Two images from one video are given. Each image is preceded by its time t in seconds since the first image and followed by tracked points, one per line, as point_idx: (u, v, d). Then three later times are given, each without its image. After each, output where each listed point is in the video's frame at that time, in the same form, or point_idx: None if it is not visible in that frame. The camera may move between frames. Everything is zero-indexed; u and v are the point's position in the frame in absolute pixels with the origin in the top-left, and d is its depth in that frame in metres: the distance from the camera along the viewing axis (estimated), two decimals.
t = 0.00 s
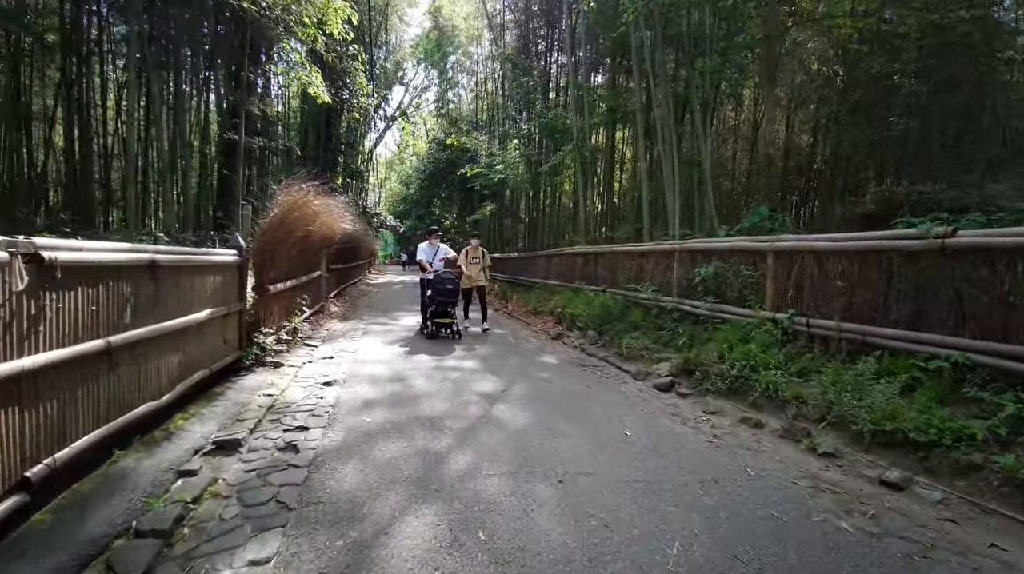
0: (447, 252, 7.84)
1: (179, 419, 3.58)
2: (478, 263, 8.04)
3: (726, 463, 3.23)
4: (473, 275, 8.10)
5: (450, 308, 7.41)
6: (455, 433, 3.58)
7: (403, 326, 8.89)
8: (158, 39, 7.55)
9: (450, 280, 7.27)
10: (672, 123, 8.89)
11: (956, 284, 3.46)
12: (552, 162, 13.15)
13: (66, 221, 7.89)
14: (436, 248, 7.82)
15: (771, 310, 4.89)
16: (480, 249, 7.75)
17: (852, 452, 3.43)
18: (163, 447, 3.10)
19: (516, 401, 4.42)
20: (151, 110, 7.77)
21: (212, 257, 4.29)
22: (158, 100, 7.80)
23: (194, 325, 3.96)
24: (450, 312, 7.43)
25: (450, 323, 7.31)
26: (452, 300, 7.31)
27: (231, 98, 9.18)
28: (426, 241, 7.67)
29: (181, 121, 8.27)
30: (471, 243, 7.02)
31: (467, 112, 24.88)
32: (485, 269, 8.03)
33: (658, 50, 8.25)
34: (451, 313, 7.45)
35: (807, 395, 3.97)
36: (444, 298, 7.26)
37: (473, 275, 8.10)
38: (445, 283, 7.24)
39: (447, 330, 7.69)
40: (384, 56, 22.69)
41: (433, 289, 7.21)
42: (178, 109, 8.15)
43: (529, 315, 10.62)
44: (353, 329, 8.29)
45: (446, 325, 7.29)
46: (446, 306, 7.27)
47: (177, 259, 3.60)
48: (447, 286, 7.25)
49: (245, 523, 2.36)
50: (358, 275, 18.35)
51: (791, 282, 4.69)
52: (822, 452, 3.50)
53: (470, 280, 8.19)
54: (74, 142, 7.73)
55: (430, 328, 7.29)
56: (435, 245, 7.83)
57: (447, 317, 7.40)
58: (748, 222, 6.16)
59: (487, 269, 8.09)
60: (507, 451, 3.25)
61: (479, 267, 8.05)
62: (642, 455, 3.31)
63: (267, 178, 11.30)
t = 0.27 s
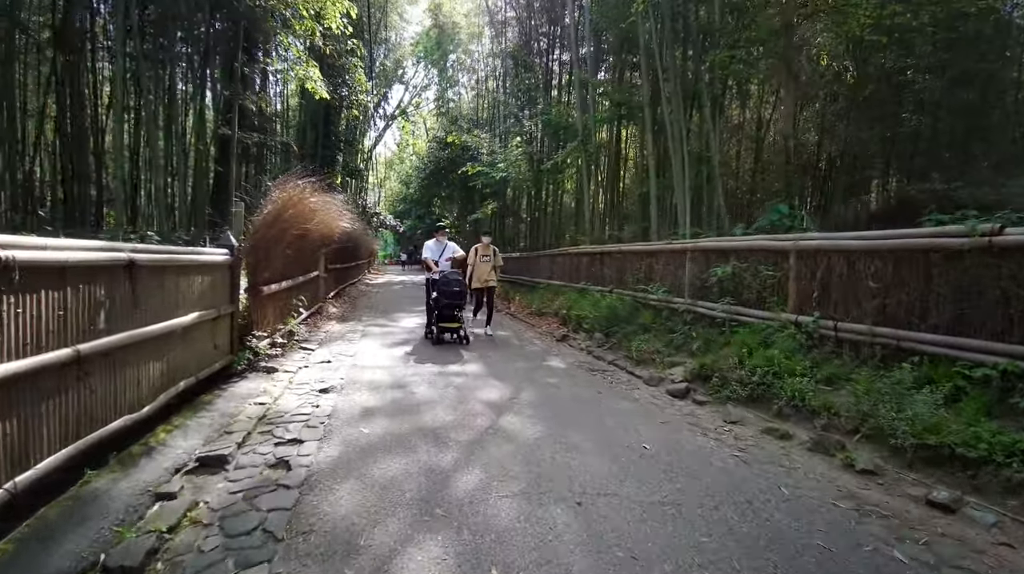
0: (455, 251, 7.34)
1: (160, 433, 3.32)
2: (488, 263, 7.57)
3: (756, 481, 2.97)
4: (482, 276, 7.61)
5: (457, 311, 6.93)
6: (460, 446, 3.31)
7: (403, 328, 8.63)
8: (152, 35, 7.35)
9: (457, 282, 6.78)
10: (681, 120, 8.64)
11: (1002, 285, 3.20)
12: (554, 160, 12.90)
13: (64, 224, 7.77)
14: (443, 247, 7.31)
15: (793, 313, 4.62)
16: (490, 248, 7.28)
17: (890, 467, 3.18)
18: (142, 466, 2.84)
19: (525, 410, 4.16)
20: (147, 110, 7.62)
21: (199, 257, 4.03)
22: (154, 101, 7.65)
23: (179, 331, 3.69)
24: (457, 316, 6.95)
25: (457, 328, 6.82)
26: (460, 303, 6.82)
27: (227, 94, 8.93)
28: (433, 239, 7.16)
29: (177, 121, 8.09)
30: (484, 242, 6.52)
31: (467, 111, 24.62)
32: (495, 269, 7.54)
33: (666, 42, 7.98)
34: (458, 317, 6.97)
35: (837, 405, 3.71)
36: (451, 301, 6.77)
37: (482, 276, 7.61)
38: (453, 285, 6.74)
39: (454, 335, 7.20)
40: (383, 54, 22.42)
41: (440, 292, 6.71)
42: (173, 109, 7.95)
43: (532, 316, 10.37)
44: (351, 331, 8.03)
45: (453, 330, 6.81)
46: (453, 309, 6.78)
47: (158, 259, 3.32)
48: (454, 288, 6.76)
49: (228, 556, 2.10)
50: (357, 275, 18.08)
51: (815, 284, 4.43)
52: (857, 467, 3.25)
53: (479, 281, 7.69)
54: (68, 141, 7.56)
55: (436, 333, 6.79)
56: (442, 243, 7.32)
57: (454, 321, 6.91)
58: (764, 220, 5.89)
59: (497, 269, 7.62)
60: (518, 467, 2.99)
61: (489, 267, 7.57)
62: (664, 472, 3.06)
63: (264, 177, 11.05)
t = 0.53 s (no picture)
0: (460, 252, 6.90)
1: (138, 450, 3.08)
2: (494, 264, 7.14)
3: (784, 502, 2.74)
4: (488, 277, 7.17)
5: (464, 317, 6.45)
6: (465, 462, 3.07)
7: (402, 330, 8.40)
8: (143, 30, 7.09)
9: (464, 285, 6.34)
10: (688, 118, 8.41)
11: None
12: (556, 158, 12.68)
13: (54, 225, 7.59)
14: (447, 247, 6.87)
15: (813, 316, 4.38)
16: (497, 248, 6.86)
17: (926, 486, 2.96)
18: (114, 489, 2.61)
19: (532, 420, 3.92)
20: (140, 111, 7.44)
21: (184, 259, 3.79)
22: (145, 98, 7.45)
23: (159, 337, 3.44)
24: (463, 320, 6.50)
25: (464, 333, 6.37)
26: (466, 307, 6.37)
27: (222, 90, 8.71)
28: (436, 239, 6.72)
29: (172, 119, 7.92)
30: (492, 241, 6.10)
31: (467, 110, 24.39)
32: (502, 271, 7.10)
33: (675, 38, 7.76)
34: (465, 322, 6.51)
35: (864, 415, 3.49)
36: (457, 304, 6.31)
37: (488, 278, 7.17)
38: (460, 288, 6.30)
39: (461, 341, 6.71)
40: (382, 52, 22.17)
41: (446, 294, 6.26)
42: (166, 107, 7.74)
43: (534, 318, 10.14)
44: (349, 334, 7.80)
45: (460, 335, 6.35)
46: (459, 313, 6.33)
47: (134, 261, 3.05)
48: (461, 291, 6.32)
49: None
50: (355, 275, 17.86)
51: (837, 286, 4.19)
52: (890, 484, 3.03)
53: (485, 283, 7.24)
54: (57, 140, 7.36)
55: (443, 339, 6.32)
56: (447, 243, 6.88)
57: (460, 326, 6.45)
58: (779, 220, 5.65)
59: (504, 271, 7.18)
60: (526, 487, 2.75)
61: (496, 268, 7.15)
62: (686, 491, 2.81)
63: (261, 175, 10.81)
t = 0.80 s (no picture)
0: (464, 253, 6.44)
1: (109, 471, 2.82)
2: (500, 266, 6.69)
3: (819, 528, 2.50)
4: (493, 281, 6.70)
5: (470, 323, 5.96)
6: (467, 483, 2.80)
7: (400, 333, 8.14)
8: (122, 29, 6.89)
9: (470, 288, 5.86)
10: (693, 115, 8.16)
11: None
12: (558, 157, 12.42)
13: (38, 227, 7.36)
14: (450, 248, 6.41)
15: (835, 320, 4.13)
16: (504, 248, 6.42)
17: (971, 507, 2.71)
18: (79, 516, 2.36)
19: (538, 432, 3.66)
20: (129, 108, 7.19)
21: (164, 261, 3.54)
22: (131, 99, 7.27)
23: (133, 346, 3.18)
24: (469, 327, 6.01)
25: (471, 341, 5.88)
26: (473, 312, 5.89)
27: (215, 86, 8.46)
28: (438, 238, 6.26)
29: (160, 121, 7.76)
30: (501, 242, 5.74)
31: (467, 109, 24.13)
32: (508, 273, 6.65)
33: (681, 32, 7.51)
34: (471, 328, 6.02)
35: (897, 428, 3.24)
36: (462, 309, 5.84)
37: (493, 281, 6.71)
38: (466, 292, 5.82)
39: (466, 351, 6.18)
40: (381, 50, 21.90)
41: (451, 299, 5.78)
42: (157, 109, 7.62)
43: (536, 320, 9.88)
44: (345, 338, 7.54)
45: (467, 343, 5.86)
46: (465, 319, 5.85)
47: (103, 263, 2.81)
48: (467, 295, 5.85)
49: None
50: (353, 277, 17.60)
51: (862, 288, 3.95)
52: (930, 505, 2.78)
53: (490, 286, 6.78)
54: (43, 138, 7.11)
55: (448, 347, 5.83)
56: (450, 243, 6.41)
57: (466, 333, 5.95)
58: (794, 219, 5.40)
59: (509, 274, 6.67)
60: (535, 512, 2.50)
61: (502, 270, 6.70)
62: (710, 515, 2.56)
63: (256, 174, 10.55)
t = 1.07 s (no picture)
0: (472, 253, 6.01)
1: (83, 495, 2.59)
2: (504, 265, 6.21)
3: (860, 560, 2.27)
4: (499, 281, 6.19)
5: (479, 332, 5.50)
6: (473, 508, 2.56)
7: (400, 337, 7.91)
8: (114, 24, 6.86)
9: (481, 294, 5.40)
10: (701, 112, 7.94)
11: None
12: (560, 156, 12.19)
13: (26, 229, 7.16)
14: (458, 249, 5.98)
15: (861, 326, 3.92)
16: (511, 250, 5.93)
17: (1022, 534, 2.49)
18: (46, 549, 2.14)
19: (547, 446, 3.44)
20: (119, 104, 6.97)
21: (145, 265, 3.32)
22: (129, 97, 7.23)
23: (109, 357, 2.96)
24: (479, 336, 5.55)
25: (480, 351, 5.42)
26: (484, 320, 5.42)
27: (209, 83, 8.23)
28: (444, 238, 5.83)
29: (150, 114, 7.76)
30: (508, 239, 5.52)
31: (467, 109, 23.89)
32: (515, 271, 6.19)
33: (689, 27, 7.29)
34: (481, 337, 5.56)
35: (934, 444, 3.02)
36: (471, 316, 5.37)
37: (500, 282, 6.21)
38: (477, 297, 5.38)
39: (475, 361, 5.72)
40: (380, 49, 21.67)
41: (460, 305, 5.34)
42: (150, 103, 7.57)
43: (539, 323, 9.64)
44: (343, 342, 7.31)
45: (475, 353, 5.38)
46: (474, 327, 5.40)
47: (74, 268, 2.59)
48: (477, 301, 5.40)
49: None
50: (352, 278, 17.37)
51: (890, 294, 3.73)
52: (977, 531, 2.56)
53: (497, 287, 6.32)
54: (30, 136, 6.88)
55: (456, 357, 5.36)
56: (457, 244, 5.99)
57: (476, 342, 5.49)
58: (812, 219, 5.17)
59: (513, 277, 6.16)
60: (547, 541, 2.28)
61: (508, 271, 6.23)
62: (740, 545, 2.34)
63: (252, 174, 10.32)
